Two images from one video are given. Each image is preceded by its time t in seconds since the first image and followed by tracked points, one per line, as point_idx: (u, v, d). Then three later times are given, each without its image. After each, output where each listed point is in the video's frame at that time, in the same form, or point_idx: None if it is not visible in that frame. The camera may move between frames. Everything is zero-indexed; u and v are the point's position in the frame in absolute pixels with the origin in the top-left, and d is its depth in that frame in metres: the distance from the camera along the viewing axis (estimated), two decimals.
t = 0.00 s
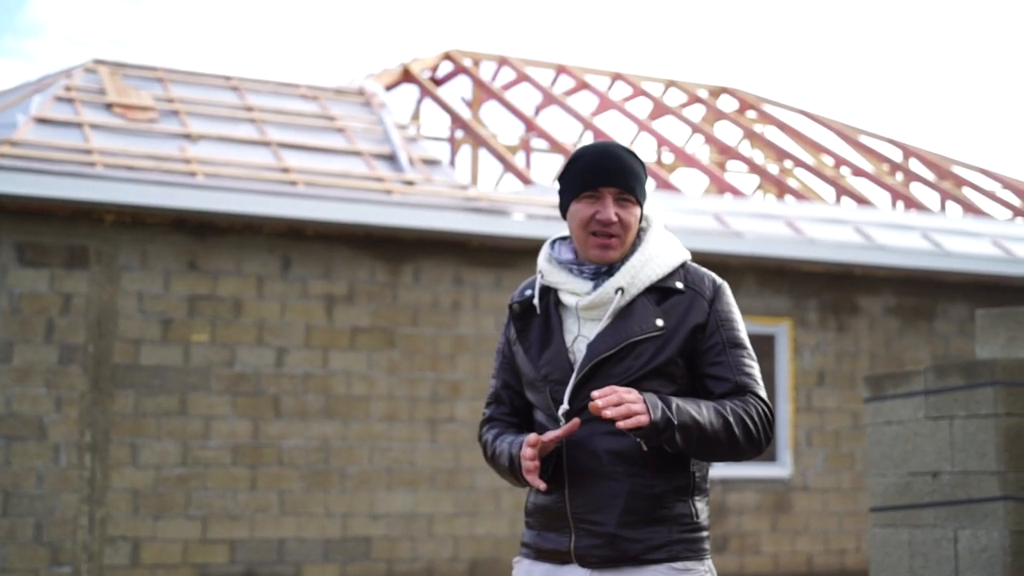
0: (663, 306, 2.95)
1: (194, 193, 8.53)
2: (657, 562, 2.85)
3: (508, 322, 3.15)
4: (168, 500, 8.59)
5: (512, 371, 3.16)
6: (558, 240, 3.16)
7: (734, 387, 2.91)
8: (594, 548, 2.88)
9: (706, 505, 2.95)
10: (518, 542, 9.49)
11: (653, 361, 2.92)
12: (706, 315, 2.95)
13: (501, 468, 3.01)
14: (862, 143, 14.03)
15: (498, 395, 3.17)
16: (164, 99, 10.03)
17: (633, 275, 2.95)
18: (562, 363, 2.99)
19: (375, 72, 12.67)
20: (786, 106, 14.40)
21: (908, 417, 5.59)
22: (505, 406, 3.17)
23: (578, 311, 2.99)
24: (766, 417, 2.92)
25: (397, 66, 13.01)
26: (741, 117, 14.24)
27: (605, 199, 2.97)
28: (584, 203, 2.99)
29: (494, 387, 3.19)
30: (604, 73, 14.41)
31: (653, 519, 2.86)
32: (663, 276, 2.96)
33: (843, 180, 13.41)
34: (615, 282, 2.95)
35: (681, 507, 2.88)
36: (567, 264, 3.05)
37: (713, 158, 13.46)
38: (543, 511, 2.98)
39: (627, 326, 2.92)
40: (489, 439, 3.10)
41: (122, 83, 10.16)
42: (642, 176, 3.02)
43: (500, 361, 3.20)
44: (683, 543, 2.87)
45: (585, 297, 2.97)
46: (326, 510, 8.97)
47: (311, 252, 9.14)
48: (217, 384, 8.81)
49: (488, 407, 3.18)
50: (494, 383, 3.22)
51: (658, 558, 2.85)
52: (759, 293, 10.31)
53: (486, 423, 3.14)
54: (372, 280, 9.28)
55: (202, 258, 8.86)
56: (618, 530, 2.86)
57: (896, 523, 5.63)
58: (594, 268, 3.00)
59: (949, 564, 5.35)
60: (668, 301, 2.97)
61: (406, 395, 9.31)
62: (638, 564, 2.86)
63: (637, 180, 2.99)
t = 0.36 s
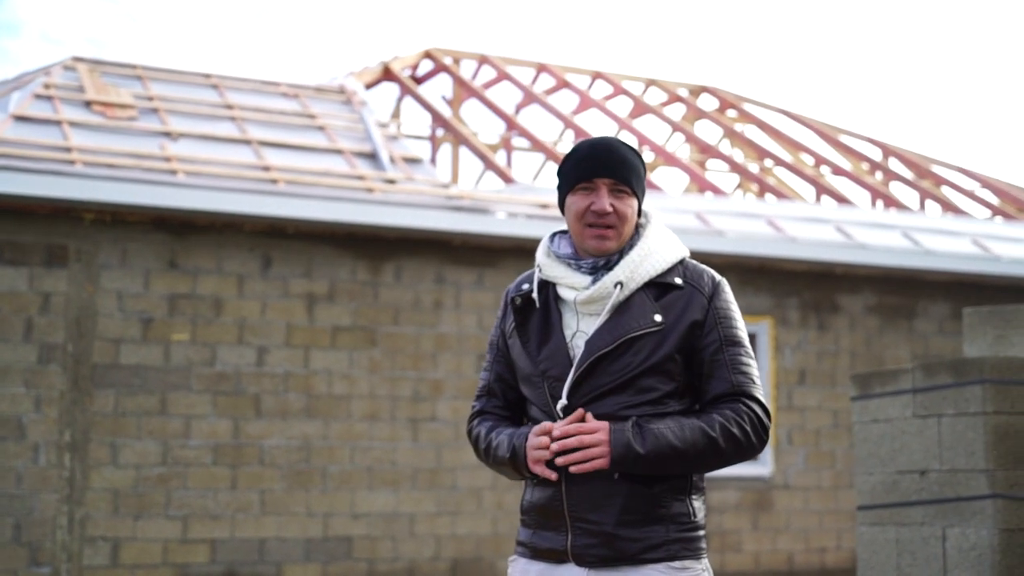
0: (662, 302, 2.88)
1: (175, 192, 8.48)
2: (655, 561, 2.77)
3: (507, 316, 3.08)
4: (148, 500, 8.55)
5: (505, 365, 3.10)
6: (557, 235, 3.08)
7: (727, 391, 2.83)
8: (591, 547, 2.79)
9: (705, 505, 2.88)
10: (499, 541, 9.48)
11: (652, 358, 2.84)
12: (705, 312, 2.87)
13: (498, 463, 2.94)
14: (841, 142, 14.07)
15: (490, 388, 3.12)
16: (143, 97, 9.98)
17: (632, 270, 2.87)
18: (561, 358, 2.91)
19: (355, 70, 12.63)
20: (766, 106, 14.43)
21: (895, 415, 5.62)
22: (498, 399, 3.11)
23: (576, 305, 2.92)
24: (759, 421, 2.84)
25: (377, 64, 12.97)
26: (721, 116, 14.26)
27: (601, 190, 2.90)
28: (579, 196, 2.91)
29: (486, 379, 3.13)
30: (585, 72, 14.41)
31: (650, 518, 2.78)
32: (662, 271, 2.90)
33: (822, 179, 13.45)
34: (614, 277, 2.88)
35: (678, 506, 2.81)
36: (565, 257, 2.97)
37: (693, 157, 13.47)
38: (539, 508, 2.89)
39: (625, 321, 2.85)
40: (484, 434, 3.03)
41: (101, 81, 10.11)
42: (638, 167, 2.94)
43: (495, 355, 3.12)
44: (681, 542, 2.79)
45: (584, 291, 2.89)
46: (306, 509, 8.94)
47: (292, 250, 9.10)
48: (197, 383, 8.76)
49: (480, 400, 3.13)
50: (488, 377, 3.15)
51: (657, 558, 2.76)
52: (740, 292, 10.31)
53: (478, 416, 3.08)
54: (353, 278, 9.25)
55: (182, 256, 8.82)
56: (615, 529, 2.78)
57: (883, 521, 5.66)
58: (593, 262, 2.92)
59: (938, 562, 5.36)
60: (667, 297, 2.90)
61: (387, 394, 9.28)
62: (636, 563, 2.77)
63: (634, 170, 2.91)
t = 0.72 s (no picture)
0: (658, 304, 2.84)
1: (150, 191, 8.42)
2: (649, 564, 2.71)
3: (500, 317, 3.02)
4: (123, 501, 8.48)
5: (498, 365, 3.03)
6: (552, 234, 3.03)
7: (722, 394, 2.79)
8: (585, 550, 2.73)
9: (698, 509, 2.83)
10: (476, 543, 9.44)
11: (648, 361, 2.80)
12: (700, 314, 2.83)
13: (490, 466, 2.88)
14: (817, 145, 14.12)
15: (482, 390, 3.05)
16: (119, 95, 9.91)
17: (628, 272, 2.82)
18: (555, 360, 2.85)
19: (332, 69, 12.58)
20: (743, 107, 14.45)
21: (880, 417, 5.65)
22: (490, 402, 3.04)
23: (572, 307, 2.86)
24: (752, 427, 2.80)
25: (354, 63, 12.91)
26: (698, 117, 14.27)
27: (596, 187, 2.86)
28: (575, 193, 2.87)
29: (478, 381, 3.07)
30: (562, 73, 14.39)
31: (644, 521, 2.73)
32: (658, 273, 2.85)
33: (799, 180, 13.47)
34: (610, 279, 2.83)
35: (672, 509, 2.75)
36: (560, 258, 2.91)
37: (670, 159, 13.47)
38: (531, 511, 2.82)
39: (621, 323, 2.80)
40: (475, 435, 2.97)
41: (76, 79, 10.03)
42: (634, 167, 2.90)
43: (485, 356, 3.06)
44: (675, 546, 2.73)
45: (579, 293, 2.84)
46: (282, 511, 8.88)
47: (268, 250, 9.05)
48: (173, 384, 8.70)
49: (472, 402, 3.06)
50: (478, 378, 3.09)
51: (651, 561, 2.71)
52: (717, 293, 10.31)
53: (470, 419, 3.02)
54: (330, 278, 9.21)
55: (158, 255, 8.75)
56: (609, 532, 2.72)
57: (868, 524, 5.69)
58: (588, 262, 2.86)
59: (923, 561, 5.40)
60: (662, 300, 2.85)
61: (364, 394, 9.24)
62: (630, 566, 2.71)
63: (630, 169, 2.87)
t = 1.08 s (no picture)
0: (655, 299, 2.82)
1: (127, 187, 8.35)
2: (649, 563, 2.69)
3: (496, 314, 2.98)
4: (99, 499, 8.41)
5: (491, 363, 3.00)
6: (547, 231, 3.01)
7: (724, 385, 2.76)
8: (584, 549, 2.71)
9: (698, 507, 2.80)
10: (455, 541, 9.40)
11: (646, 355, 2.78)
12: (698, 308, 2.81)
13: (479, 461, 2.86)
14: (794, 143, 14.15)
15: (474, 386, 3.02)
16: (94, 90, 9.83)
17: (625, 266, 2.80)
18: (553, 356, 2.83)
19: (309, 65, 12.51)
20: (720, 105, 14.46)
21: (867, 414, 5.70)
22: (482, 398, 3.02)
23: (569, 303, 2.84)
24: (759, 416, 2.77)
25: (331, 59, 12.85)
26: (675, 115, 14.28)
27: (588, 182, 2.84)
28: (567, 188, 2.86)
29: (469, 377, 3.04)
30: (539, 69, 14.37)
31: (644, 520, 2.71)
32: (655, 268, 2.83)
33: (776, 178, 13.49)
34: (607, 273, 2.81)
35: (672, 508, 2.73)
36: (556, 253, 2.89)
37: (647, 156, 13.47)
38: (528, 510, 2.80)
39: (618, 318, 2.78)
40: (461, 433, 2.95)
41: (51, 73, 9.94)
42: (629, 163, 2.88)
43: (479, 351, 3.03)
44: (675, 545, 2.71)
45: (576, 288, 2.82)
46: (260, 509, 8.82)
47: (246, 246, 8.99)
48: (149, 381, 8.64)
49: (461, 398, 3.03)
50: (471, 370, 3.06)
51: (650, 560, 2.69)
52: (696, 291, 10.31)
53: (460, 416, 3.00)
54: (308, 275, 9.15)
55: (134, 252, 8.68)
56: (609, 530, 2.70)
57: (856, 522, 5.72)
58: (584, 257, 2.84)
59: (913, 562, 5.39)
60: (660, 295, 2.83)
61: (342, 392, 9.19)
62: (629, 565, 2.69)
63: (623, 164, 2.85)
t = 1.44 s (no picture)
0: (649, 301, 2.82)
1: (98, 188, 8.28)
2: (643, 569, 2.66)
3: (485, 317, 2.99)
4: (68, 503, 8.33)
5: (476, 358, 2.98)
6: (538, 235, 3.00)
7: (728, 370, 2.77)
8: (577, 554, 2.68)
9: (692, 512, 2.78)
10: (427, 545, 9.37)
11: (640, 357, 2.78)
12: (694, 310, 2.82)
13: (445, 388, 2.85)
14: (766, 147, 14.19)
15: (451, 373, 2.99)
16: (65, 90, 9.74)
17: (619, 268, 2.79)
18: (546, 358, 2.81)
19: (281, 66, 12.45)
20: (692, 108, 14.48)
21: (850, 419, 5.80)
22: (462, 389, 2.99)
23: (562, 304, 2.83)
24: (766, 394, 2.76)
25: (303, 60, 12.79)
26: (647, 118, 14.29)
27: (580, 179, 2.83)
28: (558, 187, 2.85)
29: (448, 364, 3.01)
30: (512, 72, 14.35)
31: (639, 524, 2.68)
32: (648, 271, 2.82)
33: (748, 182, 13.52)
34: (601, 274, 2.80)
35: (667, 513, 2.71)
36: (547, 256, 2.88)
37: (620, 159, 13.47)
38: (520, 515, 2.77)
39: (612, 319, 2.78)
40: (427, 397, 2.92)
41: (21, 73, 9.84)
42: (620, 163, 2.87)
43: (460, 352, 3.01)
44: (669, 550, 2.69)
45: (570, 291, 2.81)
46: (231, 513, 8.75)
47: (218, 248, 8.92)
48: (120, 384, 8.56)
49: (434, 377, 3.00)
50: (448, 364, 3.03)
51: (644, 566, 2.66)
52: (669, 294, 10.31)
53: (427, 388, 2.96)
54: (281, 278, 9.10)
55: (105, 253, 8.61)
56: (603, 534, 2.67)
57: (837, 526, 5.86)
58: (576, 259, 2.83)
59: (893, 562, 5.55)
60: (653, 297, 2.83)
61: (315, 395, 9.14)
62: (622, 571, 2.66)
63: (615, 162, 2.85)
